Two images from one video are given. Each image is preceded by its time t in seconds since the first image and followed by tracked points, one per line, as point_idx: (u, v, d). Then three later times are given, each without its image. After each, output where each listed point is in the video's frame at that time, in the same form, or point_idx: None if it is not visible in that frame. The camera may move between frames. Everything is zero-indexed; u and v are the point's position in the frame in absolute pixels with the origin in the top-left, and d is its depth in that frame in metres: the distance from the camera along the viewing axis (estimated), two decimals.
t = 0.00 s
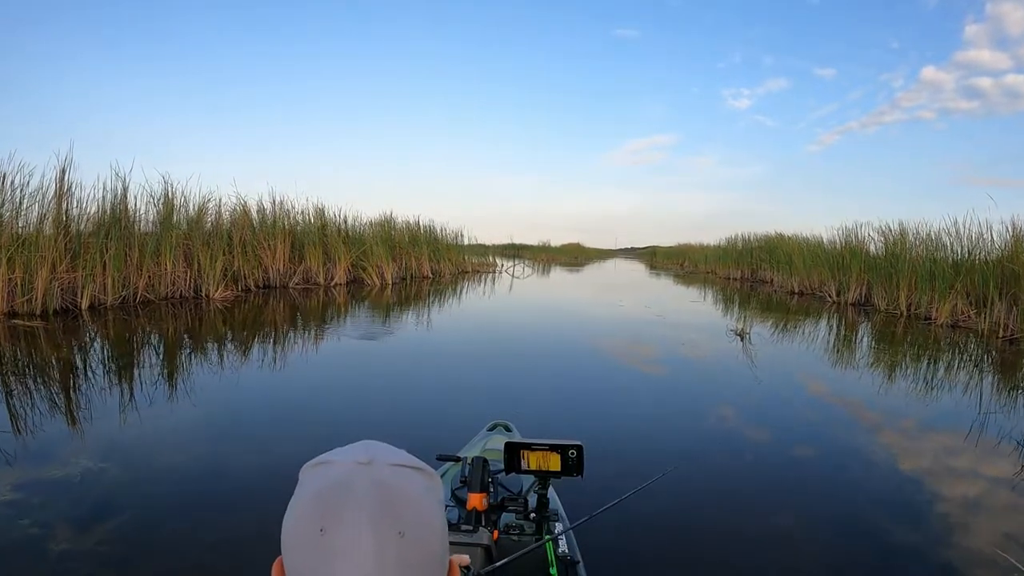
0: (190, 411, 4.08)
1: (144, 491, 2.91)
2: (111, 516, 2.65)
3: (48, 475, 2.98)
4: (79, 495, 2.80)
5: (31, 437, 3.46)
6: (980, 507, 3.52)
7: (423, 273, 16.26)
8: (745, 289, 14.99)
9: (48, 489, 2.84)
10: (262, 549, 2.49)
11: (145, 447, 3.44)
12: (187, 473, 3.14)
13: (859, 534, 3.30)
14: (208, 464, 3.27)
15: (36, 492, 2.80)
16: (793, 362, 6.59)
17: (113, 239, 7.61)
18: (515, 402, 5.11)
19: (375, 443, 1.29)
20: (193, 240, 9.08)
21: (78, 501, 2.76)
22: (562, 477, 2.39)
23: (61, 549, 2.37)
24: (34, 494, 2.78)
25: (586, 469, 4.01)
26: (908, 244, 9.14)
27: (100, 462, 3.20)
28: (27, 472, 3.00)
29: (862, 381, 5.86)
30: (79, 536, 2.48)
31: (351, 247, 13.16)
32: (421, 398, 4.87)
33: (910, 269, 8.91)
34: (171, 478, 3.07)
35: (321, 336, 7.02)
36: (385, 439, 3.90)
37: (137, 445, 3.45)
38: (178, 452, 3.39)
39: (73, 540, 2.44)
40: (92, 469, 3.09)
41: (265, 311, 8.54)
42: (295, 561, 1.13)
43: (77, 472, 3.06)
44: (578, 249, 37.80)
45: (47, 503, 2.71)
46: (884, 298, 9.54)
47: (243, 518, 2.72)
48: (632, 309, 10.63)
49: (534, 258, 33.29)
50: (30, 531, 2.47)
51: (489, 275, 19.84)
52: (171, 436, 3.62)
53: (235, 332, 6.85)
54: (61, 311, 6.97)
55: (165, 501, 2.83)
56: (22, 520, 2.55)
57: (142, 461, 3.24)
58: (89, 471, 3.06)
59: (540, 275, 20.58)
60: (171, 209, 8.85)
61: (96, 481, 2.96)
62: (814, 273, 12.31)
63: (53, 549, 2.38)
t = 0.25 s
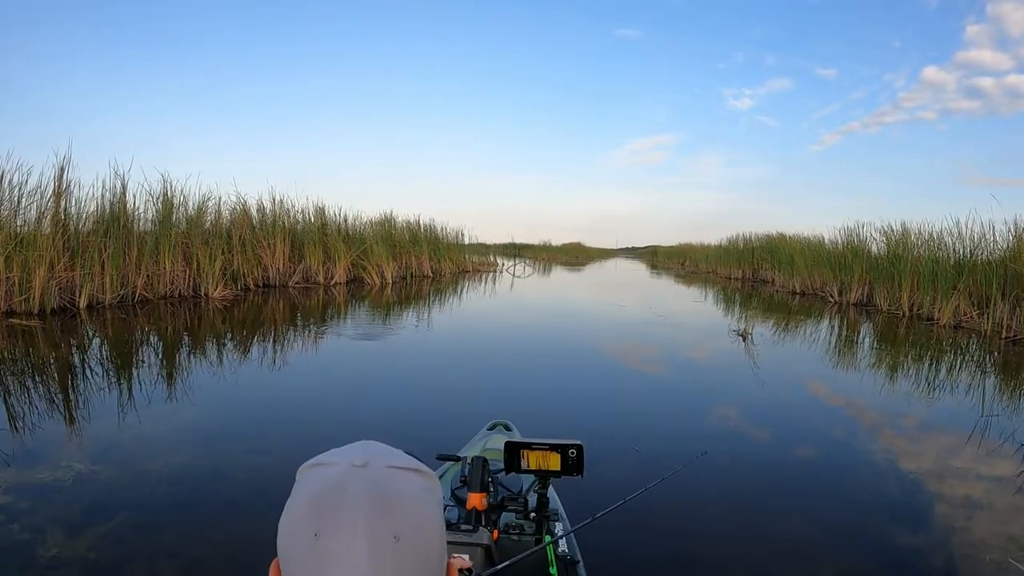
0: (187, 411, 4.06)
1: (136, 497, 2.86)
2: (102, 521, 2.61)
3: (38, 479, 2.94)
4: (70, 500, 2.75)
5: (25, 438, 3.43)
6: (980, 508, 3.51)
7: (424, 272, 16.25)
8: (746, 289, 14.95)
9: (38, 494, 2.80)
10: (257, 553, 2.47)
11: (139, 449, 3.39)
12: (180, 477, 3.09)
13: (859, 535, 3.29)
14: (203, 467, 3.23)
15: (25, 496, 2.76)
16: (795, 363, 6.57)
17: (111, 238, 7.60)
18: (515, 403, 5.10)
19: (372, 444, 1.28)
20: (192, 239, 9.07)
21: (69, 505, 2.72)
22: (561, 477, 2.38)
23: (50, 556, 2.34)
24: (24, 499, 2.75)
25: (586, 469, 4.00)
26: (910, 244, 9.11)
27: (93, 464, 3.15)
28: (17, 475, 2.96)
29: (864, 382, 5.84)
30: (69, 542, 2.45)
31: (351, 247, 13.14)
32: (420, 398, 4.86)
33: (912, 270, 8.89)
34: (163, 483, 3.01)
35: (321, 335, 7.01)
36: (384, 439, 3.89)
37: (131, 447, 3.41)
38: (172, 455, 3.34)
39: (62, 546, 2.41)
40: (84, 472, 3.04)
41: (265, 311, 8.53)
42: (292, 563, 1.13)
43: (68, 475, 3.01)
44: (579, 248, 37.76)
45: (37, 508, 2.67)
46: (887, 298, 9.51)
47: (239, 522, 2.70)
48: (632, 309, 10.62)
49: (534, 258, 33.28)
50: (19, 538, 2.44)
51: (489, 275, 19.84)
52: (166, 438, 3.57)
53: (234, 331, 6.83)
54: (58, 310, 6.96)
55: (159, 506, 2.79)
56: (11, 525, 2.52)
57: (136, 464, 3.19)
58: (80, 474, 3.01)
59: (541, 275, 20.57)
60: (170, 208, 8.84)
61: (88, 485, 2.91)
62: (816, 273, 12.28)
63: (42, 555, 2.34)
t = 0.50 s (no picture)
0: (183, 412, 4.05)
1: (128, 501, 2.82)
2: (94, 526, 2.57)
3: (30, 482, 2.90)
4: (63, 505, 2.71)
5: (20, 439, 3.41)
6: (982, 510, 3.50)
7: (424, 272, 16.25)
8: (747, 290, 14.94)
9: (29, 498, 2.76)
10: (252, 556, 2.45)
11: (134, 452, 3.35)
12: (174, 482, 3.04)
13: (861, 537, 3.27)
14: (198, 469, 3.20)
15: (16, 500, 2.73)
16: (797, 364, 6.55)
17: (110, 238, 7.61)
18: (514, 403, 5.09)
19: (369, 445, 1.27)
20: (192, 239, 9.06)
21: (60, 509, 2.68)
22: (561, 477, 2.37)
23: (39, 562, 2.31)
24: (17, 501, 2.73)
25: (586, 470, 3.98)
26: (912, 246, 9.10)
27: (86, 468, 3.11)
28: (9, 478, 2.92)
29: (866, 384, 5.82)
30: (59, 548, 2.41)
31: (351, 247, 13.14)
32: (420, 399, 4.84)
33: (914, 271, 8.87)
34: (156, 487, 2.97)
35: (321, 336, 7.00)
36: (384, 440, 3.89)
37: (125, 449, 3.37)
38: (166, 458, 3.30)
39: (52, 552, 2.38)
40: (76, 476, 3.00)
41: (264, 311, 8.53)
42: (290, 566, 1.11)
43: (60, 479, 2.97)
44: (580, 249, 37.79)
45: (28, 512, 2.64)
46: (889, 299, 9.49)
47: (235, 524, 2.68)
48: (633, 310, 10.61)
49: (535, 258, 33.28)
50: (9, 542, 2.41)
51: (490, 275, 19.84)
52: (162, 440, 3.54)
53: (233, 331, 6.83)
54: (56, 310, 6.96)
55: (152, 511, 2.74)
56: (1, 530, 2.49)
57: (129, 467, 3.15)
58: (73, 478, 2.97)
59: (542, 275, 20.57)
60: (169, 208, 8.84)
61: (80, 490, 2.87)
62: (818, 274, 12.27)
63: (31, 562, 2.31)
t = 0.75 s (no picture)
0: (180, 413, 4.03)
1: (121, 506, 2.76)
2: (85, 532, 2.52)
3: (23, 486, 2.87)
4: (54, 511, 2.65)
5: (14, 441, 3.39)
6: (984, 509, 3.49)
7: (425, 272, 16.24)
8: (748, 290, 14.92)
9: (20, 504, 2.72)
10: (248, 559, 2.43)
11: (127, 456, 3.30)
12: (166, 489, 2.96)
13: (862, 536, 3.27)
14: (194, 471, 3.17)
15: (7, 505, 2.69)
16: (799, 364, 6.53)
17: (109, 238, 7.60)
18: (514, 404, 5.07)
19: (364, 444, 1.25)
20: (191, 239, 9.06)
21: (51, 515, 2.63)
22: (561, 477, 2.36)
23: (29, 569, 2.26)
24: (15, 502, 2.72)
25: (586, 470, 3.96)
26: (914, 245, 9.08)
27: (78, 473, 3.05)
28: (3, 482, 2.89)
29: (868, 384, 5.80)
30: (57, 549, 2.41)
31: (351, 247, 13.13)
32: (419, 399, 4.84)
33: (917, 270, 8.85)
34: (147, 494, 2.90)
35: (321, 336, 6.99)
36: (384, 440, 3.88)
37: (119, 452, 3.33)
38: (159, 463, 3.25)
39: (49, 553, 2.37)
40: (68, 481, 2.95)
41: (264, 311, 8.52)
42: (286, 566, 1.10)
43: (52, 484, 2.92)
44: (581, 249, 37.78)
45: (26, 512, 2.63)
46: (891, 299, 9.47)
47: (232, 526, 2.66)
48: (633, 310, 10.59)
49: (536, 258, 33.27)
50: None
51: (490, 275, 19.84)
52: (155, 444, 3.49)
53: (232, 332, 6.83)
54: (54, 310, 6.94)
55: (144, 519, 2.68)
56: None
57: (122, 472, 3.10)
58: (64, 483, 2.92)
59: (543, 275, 20.56)
60: (168, 208, 8.84)
61: (70, 496, 2.81)
62: (820, 274, 12.24)
63: (22, 567, 2.27)
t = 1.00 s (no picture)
0: (177, 414, 4.01)
1: (111, 512, 2.71)
2: (76, 538, 2.48)
3: (21, 487, 2.86)
4: (43, 517, 2.60)
5: (11, 443, 3.37)
6: (986, 510, 3.47)
7: (425, 272, 16.22)
8: (749, 290, 14.90)
9: (17, 505, 2.71)
10: (245, 561, 2.42)
11: (121, 460, 3.25)
12: (157, 495, 2.90)
13: (863, 537, 3.26)
14: (190, 473, 3.15)
15: (4, 507, 2.68)
16: (801, 365, 6.51)
17: (107, 239, 7.60)
18: (515, 404, 5.05)
19: (367, 444, 1.24)
20: (190, 239, 9.05)
21: (42, 521, 2.59)
22: (562, 477, 2.35)
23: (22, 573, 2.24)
24: (13, 502, 2.71)
25: (586, 471, 3.95)
26: (916, 245, 9.06)
27: (70, 477, 3.00)
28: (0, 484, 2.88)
29: (870, 384, 5.79)
30: (54, 551, 2.40)
31: (351, 247, 13.12)
32: (419, 399, 4.83)
33: (919, 271, 8.83)
34: (138, 499, 2.84)
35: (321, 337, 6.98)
36: (383, 441, 3.87)
37: (112, 456, 3.29)
38: (151, 467, 3.20)
39: (46, 554, 2.37)
40: (60, 486, 2.90)
41: (263, 312, 8.52)
42: (288, 566, 1.09)
43: (43, 489, 2.87)
44: (581, 249, 37.77)
45: (23, 514, 2.63)
46: (893, 299, 9.45)
47: (230, 527, 2.65)
48: (634, 310, 10.58)
49: (537, 258, 33.24)
50: None
51: (490, 275, 19.83)
52: (149, 447, 3.45)
53: (231, 332, 6.82)
54: (52, 310, 6.94)
55: (134, 525, 2.63)
56: None
57: (114, 476, 3.05)
58: (56, 488, 2.88)
59: (544, 275, 20.55)
60: (167, 208, 8.83)
61: (60, 502, 2.76)
62: (821, 274, 12.22)
63: (19, 569, 2.27)
